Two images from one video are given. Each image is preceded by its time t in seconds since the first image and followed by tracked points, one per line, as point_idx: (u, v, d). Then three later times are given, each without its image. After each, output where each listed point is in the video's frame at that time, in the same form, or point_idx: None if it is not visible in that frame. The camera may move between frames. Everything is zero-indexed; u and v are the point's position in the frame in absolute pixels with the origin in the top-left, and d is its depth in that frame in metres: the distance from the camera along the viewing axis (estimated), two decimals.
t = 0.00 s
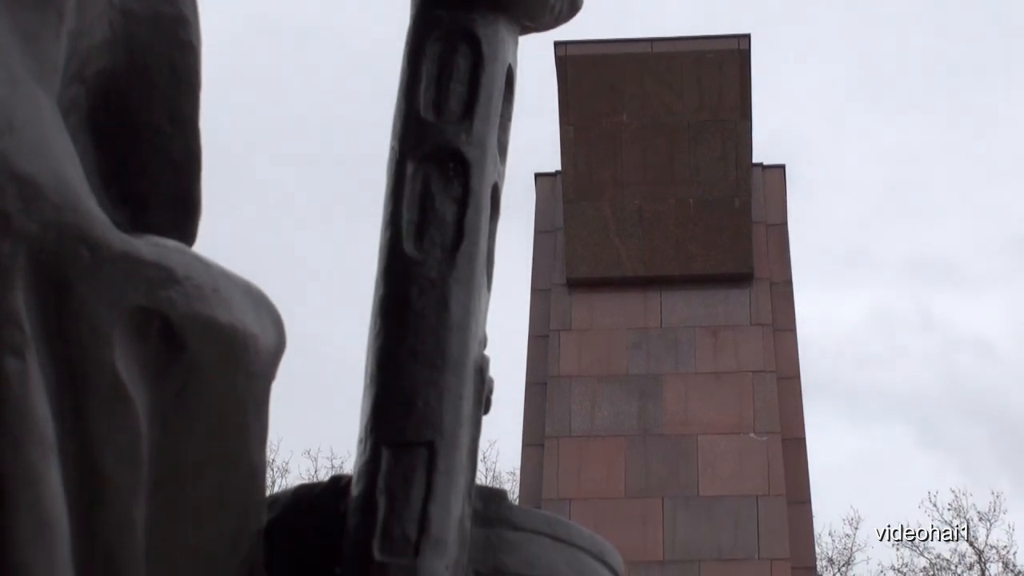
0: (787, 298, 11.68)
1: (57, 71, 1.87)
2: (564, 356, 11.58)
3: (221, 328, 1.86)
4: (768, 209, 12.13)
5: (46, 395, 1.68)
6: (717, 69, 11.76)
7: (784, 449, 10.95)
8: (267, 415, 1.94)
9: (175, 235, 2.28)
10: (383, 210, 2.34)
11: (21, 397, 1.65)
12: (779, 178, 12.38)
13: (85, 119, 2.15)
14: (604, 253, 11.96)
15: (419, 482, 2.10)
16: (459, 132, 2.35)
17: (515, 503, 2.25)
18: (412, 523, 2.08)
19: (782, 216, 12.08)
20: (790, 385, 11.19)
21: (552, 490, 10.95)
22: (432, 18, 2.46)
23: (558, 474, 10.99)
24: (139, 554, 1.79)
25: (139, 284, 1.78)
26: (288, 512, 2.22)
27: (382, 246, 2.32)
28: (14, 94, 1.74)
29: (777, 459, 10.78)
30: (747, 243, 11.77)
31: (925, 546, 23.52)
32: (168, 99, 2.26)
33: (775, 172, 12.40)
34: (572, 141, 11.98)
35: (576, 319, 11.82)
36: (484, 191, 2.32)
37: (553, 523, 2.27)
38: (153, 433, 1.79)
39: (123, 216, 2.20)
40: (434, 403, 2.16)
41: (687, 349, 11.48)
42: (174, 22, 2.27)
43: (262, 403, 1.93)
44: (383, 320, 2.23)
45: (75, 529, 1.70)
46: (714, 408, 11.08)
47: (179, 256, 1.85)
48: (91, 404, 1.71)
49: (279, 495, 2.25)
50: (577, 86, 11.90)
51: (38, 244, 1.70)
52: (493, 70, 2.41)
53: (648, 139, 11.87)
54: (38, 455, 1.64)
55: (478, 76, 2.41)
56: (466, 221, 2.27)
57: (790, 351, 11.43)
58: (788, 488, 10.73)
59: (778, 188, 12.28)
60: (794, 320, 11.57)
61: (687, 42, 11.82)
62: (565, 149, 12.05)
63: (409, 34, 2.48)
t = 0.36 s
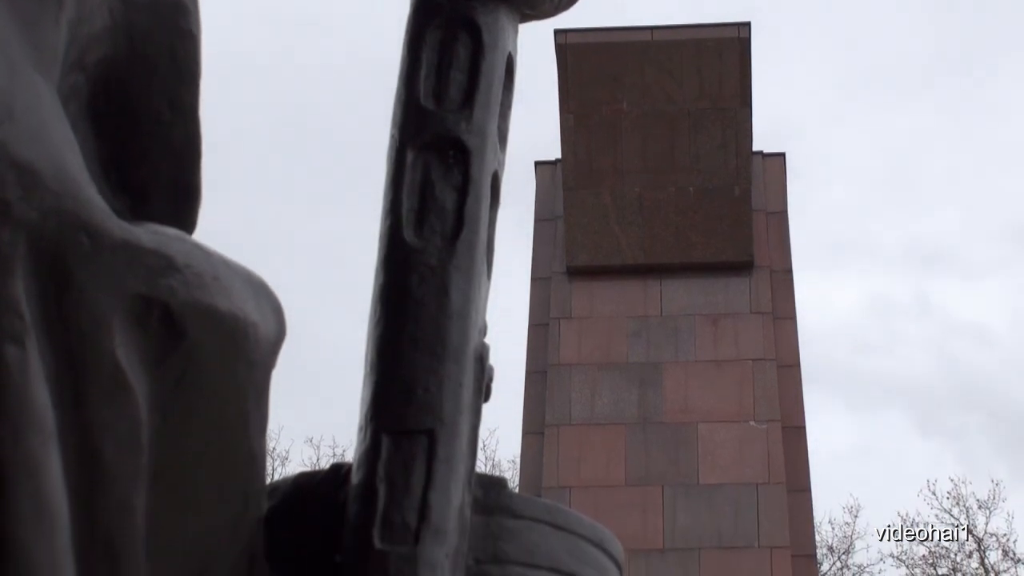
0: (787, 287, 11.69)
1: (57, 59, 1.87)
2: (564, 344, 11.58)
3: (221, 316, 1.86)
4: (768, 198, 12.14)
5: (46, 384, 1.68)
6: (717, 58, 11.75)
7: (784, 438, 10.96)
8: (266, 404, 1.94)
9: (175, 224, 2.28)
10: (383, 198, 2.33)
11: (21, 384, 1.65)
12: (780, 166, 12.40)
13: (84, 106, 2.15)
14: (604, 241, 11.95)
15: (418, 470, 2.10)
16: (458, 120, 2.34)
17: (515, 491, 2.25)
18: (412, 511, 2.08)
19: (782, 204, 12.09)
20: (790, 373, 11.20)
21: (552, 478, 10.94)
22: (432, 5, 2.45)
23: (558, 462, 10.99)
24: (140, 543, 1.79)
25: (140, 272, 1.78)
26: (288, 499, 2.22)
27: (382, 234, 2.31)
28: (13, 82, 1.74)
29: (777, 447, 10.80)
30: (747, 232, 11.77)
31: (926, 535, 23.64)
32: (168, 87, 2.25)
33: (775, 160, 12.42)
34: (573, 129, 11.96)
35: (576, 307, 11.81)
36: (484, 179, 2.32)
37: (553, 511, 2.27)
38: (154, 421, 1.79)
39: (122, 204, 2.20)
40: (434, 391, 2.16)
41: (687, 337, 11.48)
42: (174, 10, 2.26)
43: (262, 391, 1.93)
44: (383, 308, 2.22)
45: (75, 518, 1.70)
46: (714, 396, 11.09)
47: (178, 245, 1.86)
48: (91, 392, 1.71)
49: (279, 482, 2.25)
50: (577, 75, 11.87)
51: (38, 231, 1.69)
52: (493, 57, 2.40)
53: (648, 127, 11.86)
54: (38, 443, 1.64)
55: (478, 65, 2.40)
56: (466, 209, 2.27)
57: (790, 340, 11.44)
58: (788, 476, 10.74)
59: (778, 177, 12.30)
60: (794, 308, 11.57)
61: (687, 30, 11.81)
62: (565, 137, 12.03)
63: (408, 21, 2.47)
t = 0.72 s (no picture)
0: (787, 274, 11.69)
1: (57, 46, 1.86)
2: (564, 331, 11.58)
3: (221, 303, 1.85)
4: (768, 185, 12.15)
5: (46, 370, 1.67)
6: (717, 44, 11.75)
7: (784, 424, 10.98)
8: (266, 391, 1.93)
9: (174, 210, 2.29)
10: (383, 185, 2.33)
11: (21, 371, 1.64)
12: (780, 153, 12.42)
13: (84, 93, 2.13)
14: (604, 228, 11.95)
15: (419, 457, 2.10)
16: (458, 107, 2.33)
17: (515, 478, 2.24)
18: (412, 498, 2.08)
19: (782, 192, 12.11)
20: (790, 360, 11.22)
21: (552, 464, 10.95)
22: None
23: (558, 449, 11.00)
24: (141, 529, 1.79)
25: (140, 258, 1.78)
26: (289, 486, 2.22)
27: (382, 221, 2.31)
28: (14, 69, 1.73)
29: (777, 434, 10.82)
30: (747, 219, 11.78)
31: (926, 521, 23.71)
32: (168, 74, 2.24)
33: (776, 147, 12.43)
34: (573, 116, 11.95)
35: (576, 294, 11.81)
36: (484, 166, 2.31)
37: (553, 499, 2.26)
38: (154, 407, 1.79)
39: (122, 190, 2.20)
40: (434, 378, 2.15)
41: (687, 324, 11.48)
42: None
43: (262, 377, 1.92)
44: (384, 295, 2.22)
45: (73, 505, 1.70)
46: (715, 383, 11.10)
47: (179, 232, 1.85)
48: (91, 379, 1.71)
49: (280, 469, 2.26)
50: (577, 62, 11.86)
51: (38, 219, 1.69)
52: (493, 44, 2.39)
53: (648, 115, 11.86)
54: (38, 428, 1.64)
55: (479, 51, 2.39)
56: (466, 196, 2.26)
57: (790, 327, 11.44)
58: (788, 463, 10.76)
59: (778, 164, 12.31)
60: (794, 295, 11.58)
61: (687, 16, 11.79)
62: (565, 123, 12.03)
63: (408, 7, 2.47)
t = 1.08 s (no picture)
0: (788, 263, 11.68)
1: (57, 35, 1.83)
2: (564, 320, 11.59)
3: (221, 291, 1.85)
4: (769, 174, 12.16)
5: (46, 359, 1.66)
6: (717, 33, 11.70)
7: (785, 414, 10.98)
8: (266, 377, 1.94)
9: (175, 198, 2.27)
10: (384, 174, 2.32)
11: (20, 360, 1.63)
12: (780, 142, 12.43)
13: (85, 82, 2.16)
14: (605, 217, 11.95)
15: (419, 445, 2.09)
16: (458, 96, 2.32)
17: (515, 466, 2.24)
18: (412, 487, 2.07)
19: (783, 181, 12.12)
20: (791, 348, 11.22)
21: (552, 453, 10.96)
22: None
23: (558, 438, 11.01)
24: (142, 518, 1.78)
25: (139, 245, 1.77)
26: (287, 476, 2.22)
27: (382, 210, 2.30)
28: (15, 56, 1.71)
29: (777, 422, 10.82)
30: (748, 208, 11.79)
31: (926, 510, 23.76)
32: (170, 63, 2.22)
33: (776, 136, 12.45)
34: (573, 105, 11.94)
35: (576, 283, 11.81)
36: (484, 155, 2.30)
37: (552, 487, 2.26)
38: (154, 396, 1.78)
39: (122, 180, 2.17)
40: (434, 366, 2.14)
41: (687, 313, 11.48)
42: None
43: (262, 365, 1.93)
44: (384, 283, 2.21)
45: (74, 496, 1.68)
46: (715, 372, 11.10)
47: (178, 220, 1.85)
48: (92, 366, 1.70)
49: (280, 457, 2.26)
50: (578, 50, 11.85)
51: (39, 208, 1.68)
52: (493, 33, 2.38)
53: (648, 104, 11.85)
54: (37, 417, 1.62)
55: (478, 40, 2.38)
56: (466, 185, 2.25)
57: (791, 316, 11.44)
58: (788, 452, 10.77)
59: (778, 152, 12.32)
60: (795, 285, 11.57)
61: (688, 5, 11.75)
62: (565, 112, 12.02)
63: None
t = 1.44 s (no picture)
0: (788, 251, 11.69)
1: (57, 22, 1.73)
2: (564, 308, 11.60)
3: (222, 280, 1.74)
4: (768, 163, 12.19)
5: (47, 349, 1.57)
6: (717, 22, 11.63)
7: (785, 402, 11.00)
8: (267, 365, 1.83)
9: (174, 186, 2.22)
10: (383, 161, 2.25)
11: (20, 352, 1.53)
12: (781, 130, 12.44)
13: (84, 72, 2.11)
14: (604, 205, 11.97)
15: (419, 434, 2.02)
16: (458, 83, 2.25)
17: (514, 454, 2.19)
18: (412, 476, 2.00)
19: (783, 169, 12.14)
20: (791, 336, 11.23)
21: (552, 442, 10.96)
22: None
23: (558, 426, 11.02)
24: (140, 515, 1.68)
25: (139, 233, 1.66)
26: (287, 466, 2.15)
27: (382, 197, 2.22)
28: (13, 42, 1.61)
29: (777, 411, 10.84)
30: (747, 195, 11.83)
31: (925, 497, 23.89)
32: (168, 53, 2.18)
33: (776, 124, 12.45)
34: (573, 93, 11.92)
35: (576, 271, 11.82)
36: (485, 141, 2.23)
37: (552, 475, 2.20)
38: (154, 389, 1.68)
39: (122, 168, 2.13)
40: (434, 354, 2.07)
41: (687, 301, 11.48)
42: None
43: (262, 353, 1.81)
44: (383, 272, 2.14)
45: (73, 488, 1.59)
46: (714, 360, 11.12)
47: (178, 207, 1.73)
48: (92, 358, 1.60)
49: (280, 446, 2.20)
50: (578, 38, 11.79)
51: (38, 195, 1.58)
52: (493, 20, 2.31)
53: (648, 92, 11.81)
54: (38, 406, 1.54)
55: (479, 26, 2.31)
56: (466, 171, 2.18)
57: (791, 304, 11.45)
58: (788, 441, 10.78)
59: (779, 141, 12.33)
60: (795, 273, 11.58)
61: None
62: (565, 101, 12.00)
63: None
